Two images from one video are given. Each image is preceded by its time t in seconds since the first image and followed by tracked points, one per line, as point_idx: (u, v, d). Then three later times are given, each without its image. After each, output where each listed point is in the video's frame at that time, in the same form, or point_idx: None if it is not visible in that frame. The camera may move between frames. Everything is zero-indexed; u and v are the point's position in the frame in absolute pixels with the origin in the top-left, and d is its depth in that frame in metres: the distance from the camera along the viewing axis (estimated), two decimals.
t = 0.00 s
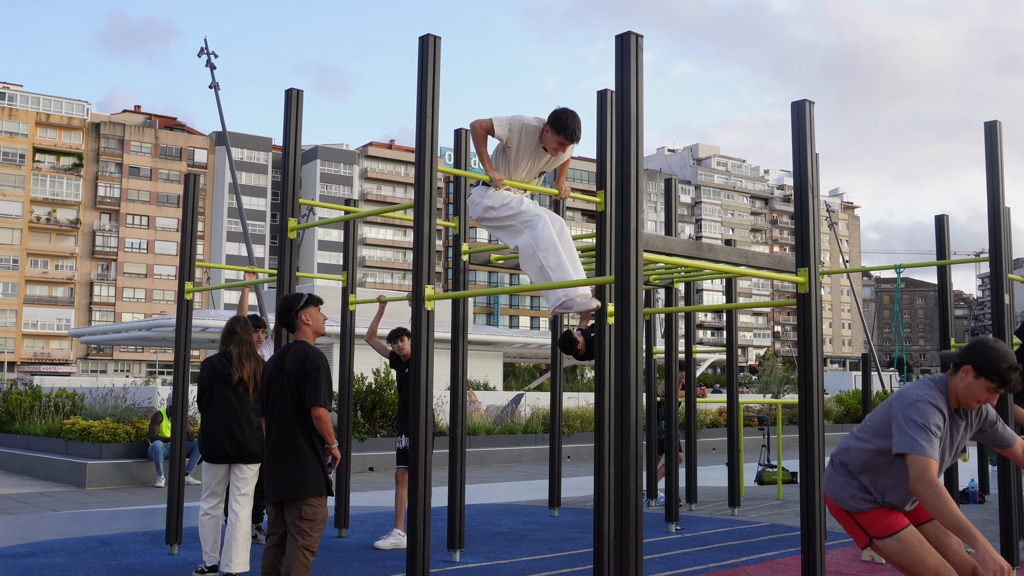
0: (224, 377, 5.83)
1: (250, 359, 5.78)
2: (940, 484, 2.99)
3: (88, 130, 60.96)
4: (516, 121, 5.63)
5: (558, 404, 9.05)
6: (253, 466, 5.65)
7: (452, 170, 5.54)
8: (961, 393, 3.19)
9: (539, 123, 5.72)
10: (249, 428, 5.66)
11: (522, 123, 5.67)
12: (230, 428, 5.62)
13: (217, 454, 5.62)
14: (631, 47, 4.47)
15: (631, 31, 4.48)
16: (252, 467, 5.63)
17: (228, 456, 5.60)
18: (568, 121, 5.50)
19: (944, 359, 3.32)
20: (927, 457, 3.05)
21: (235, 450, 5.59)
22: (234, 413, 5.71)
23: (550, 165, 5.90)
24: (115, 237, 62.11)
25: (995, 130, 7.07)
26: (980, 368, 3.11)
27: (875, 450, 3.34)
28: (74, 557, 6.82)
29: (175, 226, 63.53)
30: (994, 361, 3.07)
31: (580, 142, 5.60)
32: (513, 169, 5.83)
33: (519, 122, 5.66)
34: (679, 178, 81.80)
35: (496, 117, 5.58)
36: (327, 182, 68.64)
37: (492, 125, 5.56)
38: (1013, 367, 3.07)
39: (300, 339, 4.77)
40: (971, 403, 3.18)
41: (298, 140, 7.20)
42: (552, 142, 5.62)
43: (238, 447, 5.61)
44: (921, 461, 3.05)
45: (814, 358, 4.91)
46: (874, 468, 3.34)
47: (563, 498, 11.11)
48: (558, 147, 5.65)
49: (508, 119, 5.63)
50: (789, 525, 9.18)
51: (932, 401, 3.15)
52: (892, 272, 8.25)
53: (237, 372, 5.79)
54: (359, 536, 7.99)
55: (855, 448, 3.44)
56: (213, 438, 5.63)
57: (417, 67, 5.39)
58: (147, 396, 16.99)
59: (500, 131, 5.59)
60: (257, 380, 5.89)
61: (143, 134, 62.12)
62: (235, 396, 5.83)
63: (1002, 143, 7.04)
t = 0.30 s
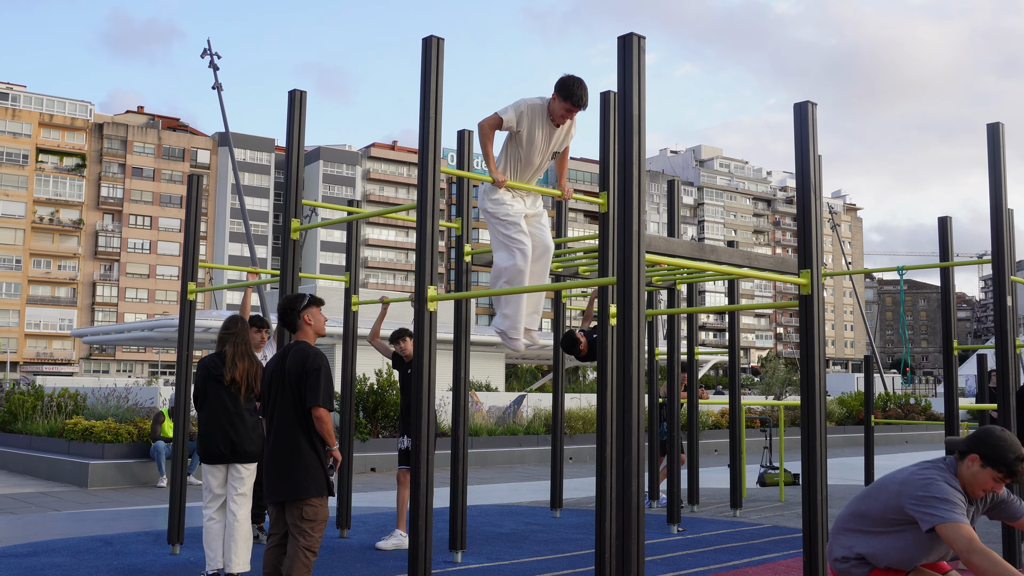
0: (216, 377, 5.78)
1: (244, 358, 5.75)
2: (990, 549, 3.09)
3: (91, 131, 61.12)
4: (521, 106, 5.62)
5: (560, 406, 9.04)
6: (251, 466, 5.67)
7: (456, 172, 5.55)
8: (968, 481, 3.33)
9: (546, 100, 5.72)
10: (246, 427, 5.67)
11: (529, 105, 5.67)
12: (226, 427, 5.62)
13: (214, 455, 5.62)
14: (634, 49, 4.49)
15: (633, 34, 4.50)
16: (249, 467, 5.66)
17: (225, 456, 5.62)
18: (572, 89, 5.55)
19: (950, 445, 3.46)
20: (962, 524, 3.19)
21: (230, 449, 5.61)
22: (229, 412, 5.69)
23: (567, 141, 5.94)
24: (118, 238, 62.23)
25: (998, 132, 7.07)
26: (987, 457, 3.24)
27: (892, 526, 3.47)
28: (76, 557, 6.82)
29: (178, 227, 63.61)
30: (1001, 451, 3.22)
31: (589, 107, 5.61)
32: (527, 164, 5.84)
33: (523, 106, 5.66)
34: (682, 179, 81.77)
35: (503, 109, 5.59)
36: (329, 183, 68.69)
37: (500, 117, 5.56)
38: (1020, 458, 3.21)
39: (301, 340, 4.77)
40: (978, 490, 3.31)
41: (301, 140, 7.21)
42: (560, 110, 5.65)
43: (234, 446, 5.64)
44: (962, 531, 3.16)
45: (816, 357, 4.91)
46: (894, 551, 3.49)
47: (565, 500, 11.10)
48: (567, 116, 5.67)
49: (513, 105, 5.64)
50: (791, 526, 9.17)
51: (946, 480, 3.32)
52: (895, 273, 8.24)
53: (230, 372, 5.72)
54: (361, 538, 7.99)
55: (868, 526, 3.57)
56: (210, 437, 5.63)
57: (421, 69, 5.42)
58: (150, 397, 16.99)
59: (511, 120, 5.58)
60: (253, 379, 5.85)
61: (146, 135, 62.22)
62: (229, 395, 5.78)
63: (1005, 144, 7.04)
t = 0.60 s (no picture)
0: (213, 375, 5.77)
1: (239, 357, 5.74)
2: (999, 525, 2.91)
3: (92, 132, 61.19)
4: (520, 90, 5.59)
5: (561, 406, 9.03)
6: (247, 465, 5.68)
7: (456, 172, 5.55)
8: (980, 480, 3.19)
9: (540, 80, 5.73)
10: (242, 426, 5.69)
11: (526, 89, 5.66)
12: (221, 424, 5.60)
13: (208, 453, 5.60)
14: (633, 48, 4.48)
15: (633, 33, 4.50)
16: (245, 466, 5.68)
17: (221, 454, 5.61)
18: (572, 67, 5.57)
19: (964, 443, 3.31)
20: (963, 501, 3.02)
21: (225, 448, 5.62)
22: (223, 410, 5.68)
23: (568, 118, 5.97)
24: (119, 238, 62.31)
25: (999, 130, 7.06)
26: (1001, 457, 3.12)
27: (897, 520, 3.32)
28: (78, 558, 6.83)
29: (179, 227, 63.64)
30: (1015, 452, 3.09)
31: (589, 81, 5.65)
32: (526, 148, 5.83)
33: (521, 90, 5.64)
34: (683, 178, 81.77)
35: (504, 101, 5.56)
36: (330, 184, 68.71)
37: (504, 110, 5.56)
38: None
39: (302, 340, 4.79)
40: (990, 490, 3.18)
41: (301, 140, 7.22)
42: (558, 86, 5.69)
43: (229, 445, 5.64)
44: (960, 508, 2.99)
45: (818, 356, 4.91)
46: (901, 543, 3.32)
47: (567, 499, 11.11)
48: (565, 92, 5.71)
49: (511, 93, 5.61)
50: (792, 525, 9.17)
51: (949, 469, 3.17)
52: (896, 272, 8.23)
53: (226, 370, 5.71)
54: (363, 538, 8.00)
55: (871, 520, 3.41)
56: (204, 435, 5.60)
57: (420, 69, 5.42)
58: (151, 397, 16.98)
59: (515, 110, 5.58)
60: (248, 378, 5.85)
61: (147, 136, 62.27)
62: (224, 393, 5.77)
63: (1006, 142, 7.03)
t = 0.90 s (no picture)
0: (215, 375, 5.76)
1: (242, 357, 5.73)
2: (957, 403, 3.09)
3: (91, 132, 61.15)
4: (517, 86, 5.62)
5: (561, 404, 9.04)
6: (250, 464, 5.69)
7: (455, 172, 5.53)
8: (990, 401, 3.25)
9: (536, 68, 5.74)
10: (244, 427, 5.68)
11: (523, 82, 5.67)
12: (223, 424, 5.62)
13: (210, 452, 5.60)
14: (631, 46, 4.48)
15: (631, 31, 4.49)
16: (248, 464, 5.71)
17: (223, 454, 5.63)
18: (565, 53, 5.59)
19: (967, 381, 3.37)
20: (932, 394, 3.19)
21: (228, 447, 5.63)
22: (226, 410, 5.69)
23: (567, 102, 6.00)
24: (119, 239, 62.32)
25: (997, 127, 7.07)
26: (1013, 375, 3.17)
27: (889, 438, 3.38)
28: (78, 558, 6.84)
29: (178, 227, 63.61)
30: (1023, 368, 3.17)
31: (583, 59, 5.65)
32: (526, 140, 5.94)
33: (518, 82, 5.66)
34: (682, 177, 81.80)
35: (501, 102, 5.63)
36: (330, 183, 68.69)
37: (503, 111, 5.64)
38: None
39: (297, 341, 4.78)
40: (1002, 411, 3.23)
41: (299, 141, 7.21)
42: (554, 69, 5.70)
43: (232, 444, 5.66)
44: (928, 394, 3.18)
45: (817, 356, 4.90)
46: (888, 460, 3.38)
47: (566, 497, 11.11)
48: (562, 75, 5.73)
49: (507, 89, 5.65)
50: (793, 524, 9.17)
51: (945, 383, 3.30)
52: (895, 269, 8.22)
53: (228, 370, 5.71)
54: (363, 537, 7.99)
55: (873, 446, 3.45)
56: (206, 434, 5.61)
57: (418, 68, 5.39)
58: (151, 397, 16.97)
59: (515, 107, 5.65)
60: (250, 377, 5.83)
61: (146, 136, 62.23)
62: (227, 393, 5.77)
63: (1005, 140, 7.03)
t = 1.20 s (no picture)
0: (226, 375, 5.79)
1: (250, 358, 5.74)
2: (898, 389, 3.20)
3: (89, 132, 61.05)
4: (518, 89, 5.64)
5: (559, 404, 9.03)
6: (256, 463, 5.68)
7: (456, 170, 5.52)
8: (985, 322, 3.36)
9: (537, 78, 5.74)
10: (252, 426, 5.69)
11: (524, 89, 5.69)
12: (231, 423, 5.62)
13: (218, 451, 5.64)
14: (633, 44, 4.47)
15: (632, 30, 4.48)
16: (253, 463, 5.71)
17: (231, 453, 5.65)
18: (567, 64, 5.59)
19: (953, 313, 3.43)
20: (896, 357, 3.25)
21: (236, 445, 5.65)
22: (234, 409, 5.71)
23: (565, 116, 6.02)
24: (117, 238, 62.26)
25: (996, 126, 7.06)
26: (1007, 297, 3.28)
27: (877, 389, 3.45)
28: (77, 558, 6.82)
29: (177, 227, 63.54)
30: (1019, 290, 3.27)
31: (582, 71, 5.65)
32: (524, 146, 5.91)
33: (521, 86, 5.67)
34: (681, 176, 81.87)
35: (498, 105, 5.59)
36: (328, 182, 68.64)
37: (498, 115, 5.59)
38: None
39: (292, 341, 4.77)
40: (995, 332, 3.35)
41: (299, 139, 7.19)
42: (554, 80, 5.69)
43: (240, 443, 5.67)
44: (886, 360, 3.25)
45: (817, 356, 4.90)
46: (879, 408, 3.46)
47: (565, 496, 11.11)
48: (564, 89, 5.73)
49: (508, 94, 5.65)
50: (792, 523, 9.15)
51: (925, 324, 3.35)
52: (894, 269, 8.22)
53: (238, 370, 5.74)
54: (362, 536, 7.98)
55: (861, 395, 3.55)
56: (213, 433, 5.64)
57: (419, 65, 5.38)
58: (150, 397, 16.91)
59: (513, 111, 5.62)
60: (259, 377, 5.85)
61: (144, 135, 62.14)
62: (236, 393, 5.79)
63: (1004, 139, 7.03)
